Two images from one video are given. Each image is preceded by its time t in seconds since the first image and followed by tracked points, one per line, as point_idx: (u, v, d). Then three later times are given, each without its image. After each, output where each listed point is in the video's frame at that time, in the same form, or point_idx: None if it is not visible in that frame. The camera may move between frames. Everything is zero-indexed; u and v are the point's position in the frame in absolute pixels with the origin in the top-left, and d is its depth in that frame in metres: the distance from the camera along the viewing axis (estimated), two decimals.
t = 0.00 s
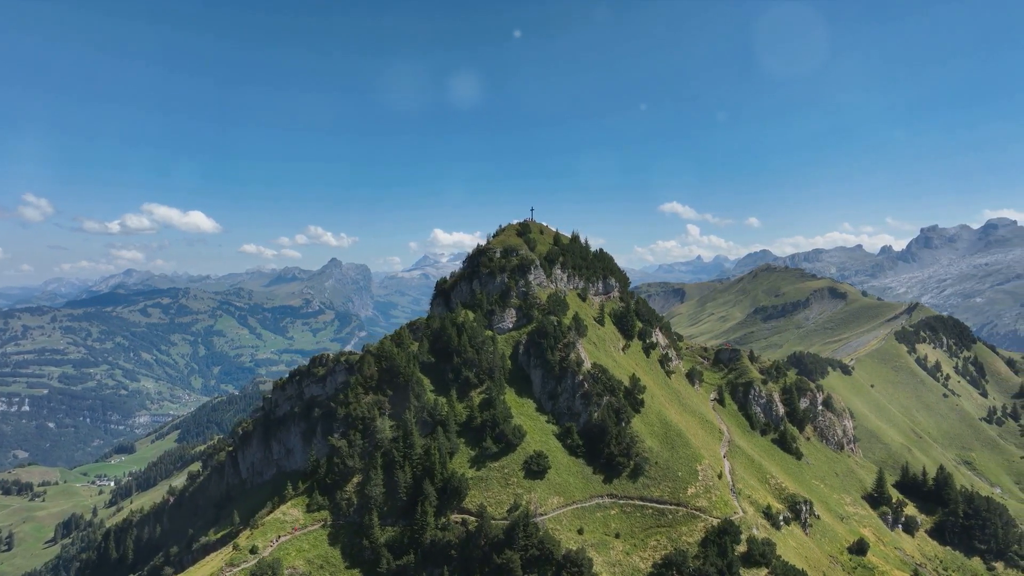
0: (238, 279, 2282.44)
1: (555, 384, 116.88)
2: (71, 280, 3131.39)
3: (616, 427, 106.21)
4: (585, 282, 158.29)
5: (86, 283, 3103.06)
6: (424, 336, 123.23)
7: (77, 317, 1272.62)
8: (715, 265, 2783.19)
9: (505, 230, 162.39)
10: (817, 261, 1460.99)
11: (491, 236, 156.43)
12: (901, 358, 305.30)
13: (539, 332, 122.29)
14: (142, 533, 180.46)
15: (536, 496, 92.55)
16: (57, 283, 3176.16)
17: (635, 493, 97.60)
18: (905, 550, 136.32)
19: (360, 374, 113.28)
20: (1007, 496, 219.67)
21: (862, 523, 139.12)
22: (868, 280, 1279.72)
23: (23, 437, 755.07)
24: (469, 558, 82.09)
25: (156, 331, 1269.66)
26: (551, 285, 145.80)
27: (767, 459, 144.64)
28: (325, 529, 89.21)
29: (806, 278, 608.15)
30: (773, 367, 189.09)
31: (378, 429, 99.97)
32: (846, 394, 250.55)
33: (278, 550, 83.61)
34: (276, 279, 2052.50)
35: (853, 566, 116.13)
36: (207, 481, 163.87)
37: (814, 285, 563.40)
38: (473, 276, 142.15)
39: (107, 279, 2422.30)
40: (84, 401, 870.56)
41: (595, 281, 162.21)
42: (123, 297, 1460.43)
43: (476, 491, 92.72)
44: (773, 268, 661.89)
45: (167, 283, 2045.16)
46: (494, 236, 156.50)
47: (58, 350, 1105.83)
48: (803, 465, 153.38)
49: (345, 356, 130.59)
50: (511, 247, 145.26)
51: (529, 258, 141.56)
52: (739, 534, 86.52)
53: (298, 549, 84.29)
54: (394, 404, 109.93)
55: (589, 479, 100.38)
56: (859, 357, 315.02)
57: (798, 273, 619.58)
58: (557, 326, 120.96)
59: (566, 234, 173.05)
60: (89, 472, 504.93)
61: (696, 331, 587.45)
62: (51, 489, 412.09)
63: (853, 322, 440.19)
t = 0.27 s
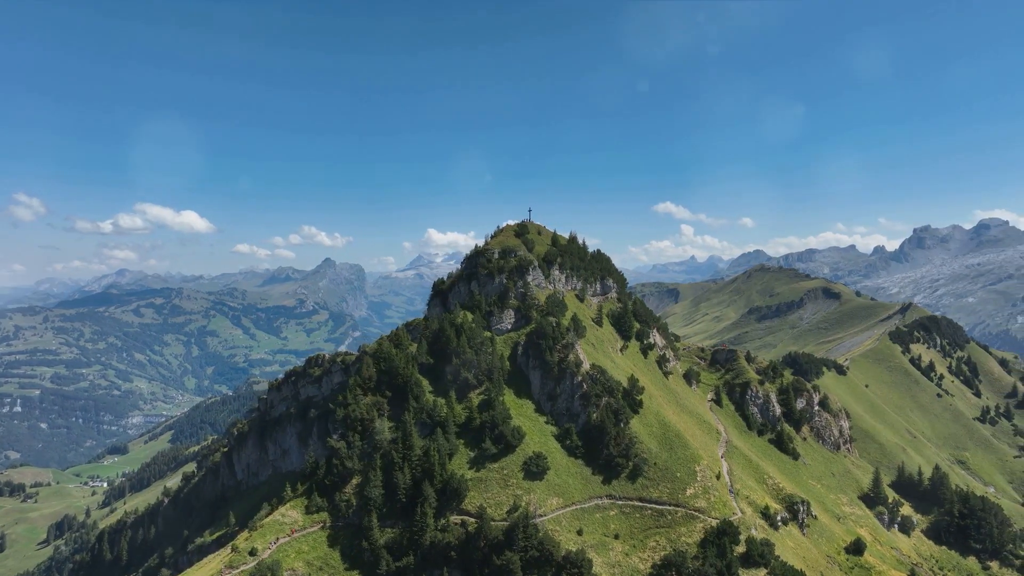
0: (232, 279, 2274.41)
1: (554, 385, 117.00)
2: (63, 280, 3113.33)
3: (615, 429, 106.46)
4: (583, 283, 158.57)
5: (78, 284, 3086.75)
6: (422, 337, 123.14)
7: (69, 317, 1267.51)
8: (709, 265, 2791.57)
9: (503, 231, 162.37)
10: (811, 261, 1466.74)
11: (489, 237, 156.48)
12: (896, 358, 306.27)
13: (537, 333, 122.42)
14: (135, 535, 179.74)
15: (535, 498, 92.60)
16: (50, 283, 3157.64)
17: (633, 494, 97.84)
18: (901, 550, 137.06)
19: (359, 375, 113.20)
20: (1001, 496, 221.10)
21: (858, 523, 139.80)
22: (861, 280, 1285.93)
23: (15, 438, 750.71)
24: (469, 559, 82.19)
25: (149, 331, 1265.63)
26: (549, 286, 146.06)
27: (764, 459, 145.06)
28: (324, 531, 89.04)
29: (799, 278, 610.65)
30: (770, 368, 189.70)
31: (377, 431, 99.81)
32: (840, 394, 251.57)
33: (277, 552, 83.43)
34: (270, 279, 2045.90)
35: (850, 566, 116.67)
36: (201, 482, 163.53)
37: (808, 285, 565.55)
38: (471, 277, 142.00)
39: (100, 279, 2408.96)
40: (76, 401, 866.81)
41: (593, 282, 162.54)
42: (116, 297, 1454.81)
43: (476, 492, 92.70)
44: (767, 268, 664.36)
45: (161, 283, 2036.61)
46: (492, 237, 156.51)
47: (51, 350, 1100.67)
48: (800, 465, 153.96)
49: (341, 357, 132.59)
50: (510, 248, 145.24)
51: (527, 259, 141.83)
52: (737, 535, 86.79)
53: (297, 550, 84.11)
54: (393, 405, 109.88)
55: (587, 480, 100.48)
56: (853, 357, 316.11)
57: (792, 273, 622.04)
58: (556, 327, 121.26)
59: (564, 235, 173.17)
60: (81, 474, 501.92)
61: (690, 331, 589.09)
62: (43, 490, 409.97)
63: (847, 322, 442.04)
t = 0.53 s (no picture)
0: (226, 279, 2266.35)
1: (553, 386, 117.11)
2: (55, 280, 3094.63)
3: (614, 429, 106.60)
4: (581, 284, 158.76)
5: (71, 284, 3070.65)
6: (421, 338, 122.95)
7: (61, 317, 1261.80)
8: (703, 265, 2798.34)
9: (501, 231, 162.24)
10: (804, 261, 1472.02)
11: (487, 237, 156.39)
12: (890, 358, 307.16)
13: (536, 334, 122.51)
14: (130, 536, 178.61)
15: (535, 499, 92.70)
16: (42, 283, 3138.26)
17: (632, 495, 98.11)
18: (898, 550, 137.74)
19: (358, 376, 113.12)
20: (994, 495, 222.46)
21: (855, 522, 140.36)
22: (855, 280, 1291.22)
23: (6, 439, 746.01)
24: (468, 560, 82.19)
25: (142, 331, 1260.77)
26: (547, 287, 146.05)
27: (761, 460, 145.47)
28: (324, 532, 88.90)
29: (793, 278, 612.67)
30: (767, 369, 190.28)
31: (376, 432, 99.66)
32: (834, 394, 252.56)
33: (277, 553, 83.25)
34: (264, 279, 2038.56)
35: (847, 566, 117.23)
36: (196, 483, 162.93)
37: (802, 285, 567.43)
38: (469, 278, 141.90)
39: (92, 279, 2395.19)
40: (68, 402, 862.70)
41: (591, 282, 162.82)
42: (108, 297, 1448.25)
43: (476, 493, 92.67)
44: (760, 268, 666.37)
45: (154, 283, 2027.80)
46: (490, 238, 156.41)
47: (42, 350, 1095.08)
48: (796, 465, 154.44)
49: (336, 357, 134.60)
50: (508, 249, 145.24)
51: (525, 260, 141.85)
52: (736, 536, 86.94)
53: (296, 552, 83.91)
54: (392, 406, 109.68)
55: (586, 481, 100.55)
56: (848, 357, 317.18)
57: (786, 273, 624.08)
58: (554, 328, 121.50)
59: (562, 237, 173.30)
60: (74, 475, 498.87)
61: (684, 331, 590.30)
62: (35, 490, 407.39)
63: (841, 322, 443.70)
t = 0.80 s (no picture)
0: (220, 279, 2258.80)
1: (552, 387, 117.26)
2: (47, 280, 3076.07)
3: (613, 430, 106.75)
4: (578, 285, 159.04)
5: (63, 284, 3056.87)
6: (420, 339, 122.83)
7: (53, 317, 1255.86)
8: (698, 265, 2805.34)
9: (499, 232, 162.18)
10: (798, 261, 1478.17)
11: (485, 238, 156.36)
12: (884, 358, 308.22)
13: (535, 335, 122.69)
14: (124, 538, 177.72)
15: (534, 500, 92.72)
16: (34, 282, 3119.79)
17: (630, 496, 98.36)
18: (894, 550, 138.39)
19: (356, 378, 113.04)
20: (988, 494, 224.00)
21: (851, 522, 140.97)
22: (848, 280, 1297.02)
23: None
24: (468, 561, 82.19)
25: (135, 331, 1254.74)
26: (546, 288, 146.22)
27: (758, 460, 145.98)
28: (323, 534, 88.76)
29: (787, 278, 614.91)
30: (764, 369, 190.82)
31: (375, 434, 99.58)
32: (829, 394, 253.64)
33: (276, 555, 83.01)
34: (257, 279, 2031.77)
35: (844, 566, 117.71)
36: (191, 484, 162.51)
37: (796, 285, 569.51)
38: (468, 279, 141.81)
39: (84, 279, 2382.40)
40: (61, 402, 859.29)
41: (588, 283, 163.09)
42: (102, 297, 1441.02)
43: (475, 495, 92.64)
44: (754, 268, 668.60)
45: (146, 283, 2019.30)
46: (488, 239, 156.36)
47: (34, 350, 1089.76)
48: (793, 465, 154.98)
49: (332, 358, 135.50)
50: (506, 250, 145.28)
51: (524, 261, 141.98)
52: (735, 536, 87.08)
53: (295, 554, 83.64)
54: (391, 408, 109.65)
55: (585, 482, 100.62)
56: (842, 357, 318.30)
57: (780, 273, 626.42)
58: (553, 329, 121.71)
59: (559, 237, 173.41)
60: (67, 475, 496.23)
61: (679, 331, 591.73)
62: (27, 492, 404.95)
63: (834, 322, 445.62)
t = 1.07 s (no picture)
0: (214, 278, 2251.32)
1: (551, 388, 117.42)
2: (39, 279, 3055.66)
3: (612, 431, 106.93)
4: (576, 285, 159.24)
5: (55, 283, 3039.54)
6: (418, 341, 122.77)
7: (45, 317, 1248.80)
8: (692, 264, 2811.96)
9: (497, 233, 162.08)
10: (791, 261, 1483.91)
11: (483, 239, 156.37)
12: (878, 358, 309.32)
13: (533, 335, 122.88)
14: (118, 539, 176.71)
15: (533, 501, 92.78)
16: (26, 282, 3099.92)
17: (630, 497, 98.53)
18: (890, 549, 138.98)
19: (355, 379, 112.97)
20: (982, 493, 225.49)
21: (848, 522, 141.54)
22: (841, 279, 1302.29)
23: None
24: (468, 561, 82.18)
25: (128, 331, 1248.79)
26: (544, 288, 146.27)
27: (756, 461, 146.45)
28: (322, 535, 88.61)
29: (781, 278, 616.63)
30: (761, 369, 191.36)
31: (374, 435, 99.50)
32: (824, 394, 254.56)
33: (275, 557, 82.85)
34: (251, 279, 2024.81)
35: (841, 565, 118.18)
36: (185, 485, 161.90)
37: (790, 285, 571.22)
38: (466, 280, 141.79)
39: (77, 279, 2369.48)
40: (53, 403, 855.86)
41: (586, 283, 163.30)
42: (95, 297, 1433.63)
43: (474, 496, 92.71)
44: (748, 268, 670.12)
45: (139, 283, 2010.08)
46: (486, 240, 156.31)
47: (26, 350, 1083.82)
48: (790, 465, 155.52)
49: (328, 358, 135.59)
50: (505, 251, 145.33)
51: (522, 262, 142.11)
52: (734, 537, 87.22)
53: (294, 556, 83.46)
54: (390, 409, 109.62)
55: (584, 483, 100.76)
56: (837, 357, 319.29)
57: (773, 273, 628.18)
58: (551, 330, 121.96)
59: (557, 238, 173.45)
60: (60, 476, 493.93)
61: (673, 331, 592.74)
62: (20, 493, 403.00)
63: (828, 321, 447.26)
